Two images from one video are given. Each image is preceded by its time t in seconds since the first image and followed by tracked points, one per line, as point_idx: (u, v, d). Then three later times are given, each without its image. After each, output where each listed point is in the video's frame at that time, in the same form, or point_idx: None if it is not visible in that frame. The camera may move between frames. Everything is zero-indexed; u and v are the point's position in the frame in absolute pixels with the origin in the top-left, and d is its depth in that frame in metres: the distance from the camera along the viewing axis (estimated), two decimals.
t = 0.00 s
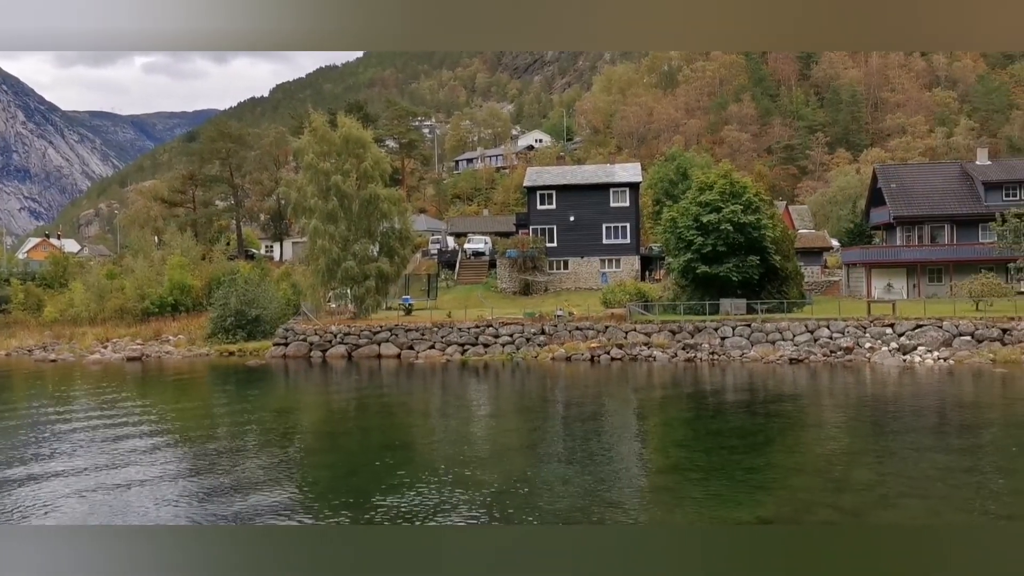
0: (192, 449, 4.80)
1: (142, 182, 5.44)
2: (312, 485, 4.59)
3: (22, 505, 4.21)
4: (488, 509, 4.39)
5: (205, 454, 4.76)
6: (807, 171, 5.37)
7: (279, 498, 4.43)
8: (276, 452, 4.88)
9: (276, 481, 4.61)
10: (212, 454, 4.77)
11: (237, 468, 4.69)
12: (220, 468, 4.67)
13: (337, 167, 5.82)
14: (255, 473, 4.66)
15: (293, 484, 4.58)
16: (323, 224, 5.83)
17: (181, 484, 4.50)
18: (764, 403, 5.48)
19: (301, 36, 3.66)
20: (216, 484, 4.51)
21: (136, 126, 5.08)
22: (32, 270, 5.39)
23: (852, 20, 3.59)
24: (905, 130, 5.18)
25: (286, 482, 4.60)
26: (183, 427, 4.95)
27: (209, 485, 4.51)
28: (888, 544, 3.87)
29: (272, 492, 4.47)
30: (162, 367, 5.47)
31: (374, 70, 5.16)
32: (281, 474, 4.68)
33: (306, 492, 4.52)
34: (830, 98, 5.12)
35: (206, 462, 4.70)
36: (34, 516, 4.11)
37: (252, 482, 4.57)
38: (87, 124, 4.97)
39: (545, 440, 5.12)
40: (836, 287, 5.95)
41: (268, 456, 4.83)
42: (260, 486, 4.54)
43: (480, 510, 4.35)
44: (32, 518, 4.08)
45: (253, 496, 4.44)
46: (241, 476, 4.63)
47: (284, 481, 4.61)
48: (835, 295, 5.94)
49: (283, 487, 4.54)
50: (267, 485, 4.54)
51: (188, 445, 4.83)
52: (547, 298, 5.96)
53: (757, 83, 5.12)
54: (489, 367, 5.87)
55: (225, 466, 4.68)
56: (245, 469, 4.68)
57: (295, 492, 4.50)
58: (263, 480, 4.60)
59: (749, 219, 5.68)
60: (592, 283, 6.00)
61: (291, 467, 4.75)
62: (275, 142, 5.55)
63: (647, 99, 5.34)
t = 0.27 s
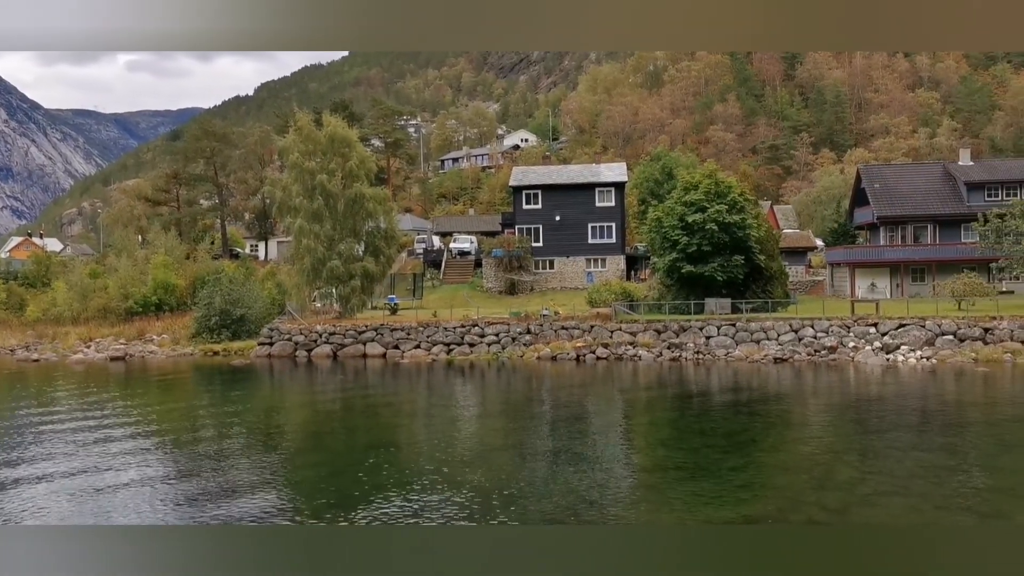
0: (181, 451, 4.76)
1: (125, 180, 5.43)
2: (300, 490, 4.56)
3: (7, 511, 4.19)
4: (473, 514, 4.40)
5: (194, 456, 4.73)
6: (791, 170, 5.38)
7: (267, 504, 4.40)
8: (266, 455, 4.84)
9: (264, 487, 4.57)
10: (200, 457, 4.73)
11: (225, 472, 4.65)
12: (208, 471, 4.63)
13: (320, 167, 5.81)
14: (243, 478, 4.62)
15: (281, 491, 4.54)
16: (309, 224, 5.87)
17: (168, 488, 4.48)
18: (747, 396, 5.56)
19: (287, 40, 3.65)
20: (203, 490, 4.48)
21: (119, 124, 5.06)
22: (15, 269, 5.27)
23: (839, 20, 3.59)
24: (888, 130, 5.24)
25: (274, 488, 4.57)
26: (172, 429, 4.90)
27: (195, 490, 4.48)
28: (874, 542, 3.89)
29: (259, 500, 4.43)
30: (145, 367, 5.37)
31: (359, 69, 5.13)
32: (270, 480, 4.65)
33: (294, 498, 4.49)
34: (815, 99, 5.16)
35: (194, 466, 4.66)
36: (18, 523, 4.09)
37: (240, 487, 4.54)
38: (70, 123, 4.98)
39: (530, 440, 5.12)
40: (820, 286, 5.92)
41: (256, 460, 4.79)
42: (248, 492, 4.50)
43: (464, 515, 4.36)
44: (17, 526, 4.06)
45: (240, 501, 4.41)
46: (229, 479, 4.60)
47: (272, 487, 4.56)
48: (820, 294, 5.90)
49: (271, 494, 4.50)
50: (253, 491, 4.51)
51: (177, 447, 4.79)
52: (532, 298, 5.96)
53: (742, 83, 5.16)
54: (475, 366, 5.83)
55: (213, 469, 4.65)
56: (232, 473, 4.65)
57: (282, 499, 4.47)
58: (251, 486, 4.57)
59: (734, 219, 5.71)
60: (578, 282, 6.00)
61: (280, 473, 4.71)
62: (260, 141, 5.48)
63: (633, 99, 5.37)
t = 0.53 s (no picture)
0: (163, 461, 4.62)
1: (105, 179, 5.22)
2: (285, 494, 4.39)
3: None
4: (457, 508, 4.32)
5: (176, 465, 4.58)
6: (774, 170, 5.46)
7: (250, 507, 4.21)
8: (251, 465, 4.69)
9: (248, 491, 4.39)
10: (183, 465, 4.58)
11: (208, 479, 4.49)
12: (191, 478, 4.47)
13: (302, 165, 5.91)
14: (226, 484, 4.46)
15: (265, 495, 4.35)
16: (291, 222, 5.97)
17: (148, 491, 4.29)
18: (731, 397, 5.63)
19: (285, 36, 3.53)
20: (184, 492, 4.29)
21: (100, 122, 4.87)
22: None
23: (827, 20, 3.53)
24: (870, 130, 5.24)
25: (258, 492, 4.38)
26: (156, 443, 4.79)
27: (176, 492, 4.29)
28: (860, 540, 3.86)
29: (242, 503, 4.25)
30: (126, 366, 5.49)
31: (342, 66, 5.10)
32: (254, 485, 4.47)
33: (279, 501, 4.31)
34: (797, 99, 5.13)
35: (176, 473, 4.51)
36: None
37: (223, 491, 4.36)
38: (51, 120, 4.72)
39: (514, 439, 5.14)
40: (802, 286, 6.06)
41: (241, 469, 4.64)
42: (231, 495, 4.32)
43: (447, 508, 4.30)
44: None
45: (222, 505, 4.22)
46: (212, 485, 4.42)
47: (256, 491, 4.38)
48: (802, 294, 6.04)
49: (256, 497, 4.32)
50: (237, 494, 4.33)
51: (160, 458, 4.65)
52: (517, 297, 6.10)
53: (726, 83, 5.17)
54: (458, 364, 6.27)
55: (195, 476, 4.49)
56: (215, 480, 4.48)
57: (267, 502, 4.28)
58: (234, 491, 4.39)
59: (717, 219, 5.63)
60: (562, 281, 6.06)
61: (265, 479, 4.55)
62: (243, 138, 5.49)
63: (616, 99, 5.34)
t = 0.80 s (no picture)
0: (146, 463, 4.64)
1: (84, 175, 5.21)
2: (267, 496, 4.43)
3: None
4: (437, 504, 4.39)
5: (159, 467, 4.60)
6: (754, 169, 5.46)
7: (232, 511, 4.24)
8: (234, 467, 4.71)
9: (230, 494, 4.43)
10: (165, 468, 4.61)
11: (192, 483, 4.51)
12: (174, 481, 4.50)
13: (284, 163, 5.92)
14: (209, 486, 4.48)
15: (247, 499, 4.39)
16: (271, 220, 5.99)
17: (132, 497, 4.32)
18: (711, 399, 5.62)
19: (263, 36, 3.51)
20: (166, 498, 4.33)
21: (78, 118, 4.95)
22: None
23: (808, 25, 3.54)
24: (849, 131, 5.29)
25: (240, 496, 4.42)
26: (140, 445, 4.80)
27: (157, 497, 4.33)
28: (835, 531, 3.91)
29: (225, 507, 4.28)
30: (104, 365, 5.31)
31: (324, 64, 5.22)
32: (236, 488, 4.50)
33: (260, 504, 4.35)
34: (777, 99, 5.16)
35: (158, 475, 4.53)
36: None
37: (205, 495, 4.39)
38: (28, 116, 4.79)
39: (495, 436, 5.17)
40: (782, 285, 6.10)
41: (224, 471, 4.66)
42: (213, 498, 4.36)
43: (428, 505, 4.35)
44: None
45: (204, 508, 4.25)
46: (194, 488, 4.45)
47: (238, 495, 4.42)
48: (782, 293, 6.09)
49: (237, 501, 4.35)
50: (219, 497, 4.36)
51: (143, 460, 4.67)
52: (498, 296, 6.21)
53: (706, 83, 5.14)
54: (440, 363, 6.11)
55: (178, 479, 4.51)
56: (198, 482, 4.51)
57: (249, 505, 4.32)
58: (216, 494, 4.42)
59: (697, 218, 5.83)
60: (543, 280, 6.19)
61: (247, 481, 4.57)
62: (223, 136, 5.41)
63: (597, 98, 5.34)
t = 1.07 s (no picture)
0: (125, 466, 4.64)
1: (60, 172, 5.26)
2: (245, 499, 4.45)
3: None
4: (416, 501, 4.41)
5: (138, 471, 4.61)
6: (733, 168, 5.53)
7: (210, 516, 4.25)
8: (214, 469, 4.71)
9: (208, 499, 4.44)
10: (145, 471, 4.61)
11: (172, 487, 4.51)
12: (154, 485, 4.50)
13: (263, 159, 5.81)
14: (189, 491, 4.48)
15: (225, 503, 4.40)
16: (249, 218, 5.88)
17: (112, 502, 4.34)
18: (691, 401, 5.58)
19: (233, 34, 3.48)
20: (144, 503, 4.34)
21: (54, 115, 4.90)
22: None
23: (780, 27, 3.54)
24: (827, 131, 5.34)
25: (219, 500, 4.43)
26: (120, 448, 4.79)
27: (138, 504, 4.33)
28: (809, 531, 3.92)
29: (204, 512, 4.28)
30: (80, 364, 5.24)
31: (303, 61, 5.27)
32: (216, 492, 4.50)
33: (239, 508, 4.37)
34: (756, 99, 5.20)
35: (137, 479, 4.54)
36: None
37: (183, 499, 4.40)
38: (4, 113, 4.77)
39: (476, 433, 5.19)
40: (761, 284, 6.06)
41: (205, 474, 4.65)
42: (192, 503, 4.37)
43: (406, 502, 4.38)
44: None
45: (182, 513, 4.27)
46: (172, 492, 4.46)
47: (216, 499, 4.43)
48: (760, 291, 6.05)
49: (216, 504, 4.36)
50: (197, 500, 4.37)
51: (123, 464, 4.66)
52: (477, 295, 6.03)
53: (686, 82, 5.20)
54: (419, 363, 5.99)
55: (159, 483, 4.51)
56: (177, 485, 4.51)
57: (227, 510, 4.33)
58: (194, 498, 4.43)
59: (677, 217, 5.81)
60: (523, 279, 6.01)
61: (226, 484, 4.58)
62: (201, 134, 5.47)
63: (578, 97, 5.35)
